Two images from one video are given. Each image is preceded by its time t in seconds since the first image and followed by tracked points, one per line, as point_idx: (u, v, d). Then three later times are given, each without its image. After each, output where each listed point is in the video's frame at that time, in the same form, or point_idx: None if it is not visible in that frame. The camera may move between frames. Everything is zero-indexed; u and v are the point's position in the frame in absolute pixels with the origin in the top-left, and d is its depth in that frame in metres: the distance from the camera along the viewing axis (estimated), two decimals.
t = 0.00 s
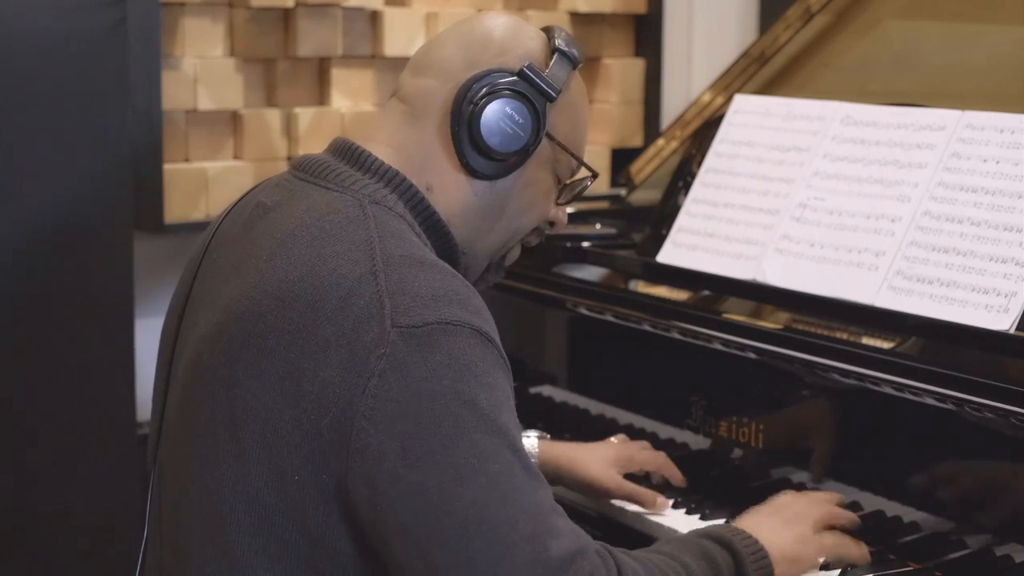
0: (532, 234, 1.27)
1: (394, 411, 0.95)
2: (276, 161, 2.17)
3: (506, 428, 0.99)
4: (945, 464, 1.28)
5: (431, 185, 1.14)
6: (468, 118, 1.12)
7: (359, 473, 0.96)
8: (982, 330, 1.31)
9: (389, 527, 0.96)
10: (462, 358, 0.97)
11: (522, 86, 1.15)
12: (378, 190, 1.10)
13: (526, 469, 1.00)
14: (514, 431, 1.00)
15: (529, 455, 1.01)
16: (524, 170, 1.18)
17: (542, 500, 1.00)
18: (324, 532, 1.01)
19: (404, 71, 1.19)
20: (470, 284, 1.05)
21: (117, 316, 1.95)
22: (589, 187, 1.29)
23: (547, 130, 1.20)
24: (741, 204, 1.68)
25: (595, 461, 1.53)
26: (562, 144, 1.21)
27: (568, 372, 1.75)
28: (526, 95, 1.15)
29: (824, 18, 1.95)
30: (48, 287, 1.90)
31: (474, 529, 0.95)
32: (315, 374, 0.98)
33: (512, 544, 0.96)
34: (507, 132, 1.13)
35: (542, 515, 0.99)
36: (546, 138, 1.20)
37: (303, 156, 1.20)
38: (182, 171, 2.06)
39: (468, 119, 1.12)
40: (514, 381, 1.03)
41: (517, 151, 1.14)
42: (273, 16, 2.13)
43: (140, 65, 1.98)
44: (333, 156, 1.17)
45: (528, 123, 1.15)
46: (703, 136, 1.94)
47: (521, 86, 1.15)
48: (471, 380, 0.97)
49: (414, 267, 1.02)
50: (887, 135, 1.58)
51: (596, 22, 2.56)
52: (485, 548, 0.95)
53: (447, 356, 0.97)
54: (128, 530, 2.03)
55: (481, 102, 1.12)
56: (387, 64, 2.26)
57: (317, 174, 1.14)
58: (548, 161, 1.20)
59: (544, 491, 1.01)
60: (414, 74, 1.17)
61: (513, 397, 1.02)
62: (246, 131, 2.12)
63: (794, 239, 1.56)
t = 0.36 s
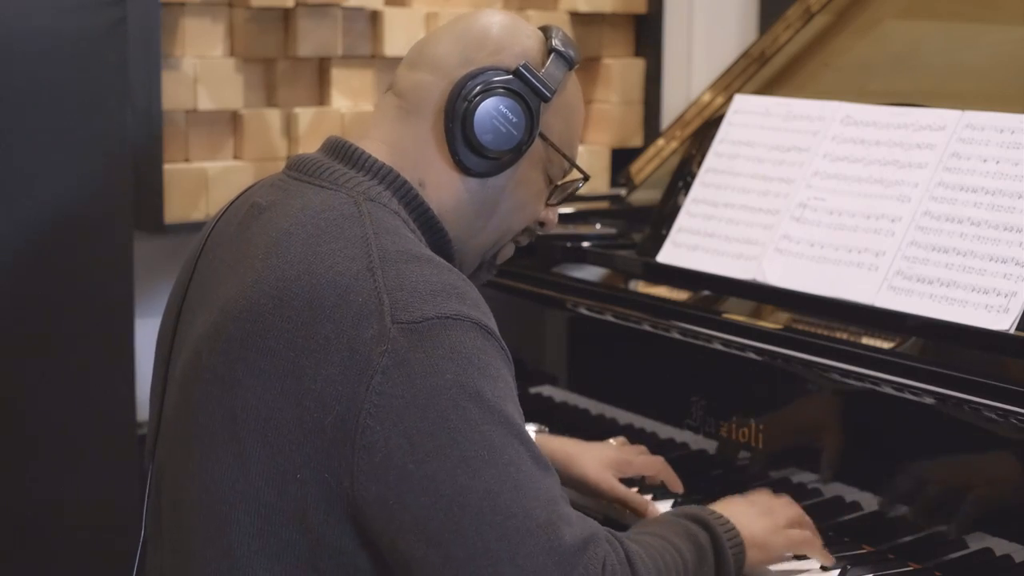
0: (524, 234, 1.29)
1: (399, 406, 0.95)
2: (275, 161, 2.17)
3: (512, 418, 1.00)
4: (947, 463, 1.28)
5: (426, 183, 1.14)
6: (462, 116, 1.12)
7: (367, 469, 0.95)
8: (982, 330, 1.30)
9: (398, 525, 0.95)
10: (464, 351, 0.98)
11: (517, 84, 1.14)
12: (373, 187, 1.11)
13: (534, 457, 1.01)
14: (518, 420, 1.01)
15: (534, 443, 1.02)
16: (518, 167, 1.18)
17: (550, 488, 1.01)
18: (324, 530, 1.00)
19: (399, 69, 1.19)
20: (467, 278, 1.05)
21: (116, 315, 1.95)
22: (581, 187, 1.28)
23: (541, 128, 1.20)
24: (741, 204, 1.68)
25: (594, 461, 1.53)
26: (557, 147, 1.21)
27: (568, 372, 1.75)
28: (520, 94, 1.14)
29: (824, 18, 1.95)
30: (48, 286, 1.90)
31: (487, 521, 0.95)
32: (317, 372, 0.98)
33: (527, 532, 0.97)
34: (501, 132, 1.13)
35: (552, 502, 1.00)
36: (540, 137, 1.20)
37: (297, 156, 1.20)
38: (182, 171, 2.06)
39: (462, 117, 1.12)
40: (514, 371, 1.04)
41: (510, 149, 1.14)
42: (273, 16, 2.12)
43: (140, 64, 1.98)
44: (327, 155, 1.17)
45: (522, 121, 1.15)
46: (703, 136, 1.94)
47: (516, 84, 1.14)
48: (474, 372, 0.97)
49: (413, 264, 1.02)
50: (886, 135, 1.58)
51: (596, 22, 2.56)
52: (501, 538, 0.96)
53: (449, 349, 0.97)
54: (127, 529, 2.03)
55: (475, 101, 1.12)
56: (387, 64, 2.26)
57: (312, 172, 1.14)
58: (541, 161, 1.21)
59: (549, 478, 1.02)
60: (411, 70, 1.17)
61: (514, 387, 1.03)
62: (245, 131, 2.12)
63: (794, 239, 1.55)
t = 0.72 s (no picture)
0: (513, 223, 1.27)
1: (404, 397, 0.95)
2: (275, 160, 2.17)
3: (516, 405, 1.00)
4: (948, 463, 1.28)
5: (417, 177, 1.15)
6: (447, 109, 1.12)
7: (374, 460, 0.96)
8: (982, 330, 1.30)
9: (407, 517, 0.95)
10: (466, 339, 0.98)
11: (501, 76, 1.14)
12: (368, 182, 1.11)
13: (538, 444, 1.01)
14: (521, 407, 1.01)
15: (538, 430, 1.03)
16: (504, 157, 1.18)
17: (553, 474, 1.02)
18: (326, 525, 1.01)
19: (385, 61, 1.19)
20: (465, 268, 1.06)
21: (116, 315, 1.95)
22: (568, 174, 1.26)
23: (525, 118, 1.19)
24: (741, 204, 1.68)
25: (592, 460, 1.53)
26: (545, 137, 1.21)
27: (567, 372, 1.75)
28: (504, 85, 1.14)
29: (824, 18, 1.94)
30: (48, 286, 1.90)
31: (498, 508, 0.96)
32: (319, 364, 0.98)
33: (538, 517, 0.98)
34: (485, 123, 1.13)
35: (557, 487, 1.01)
36: (527, 127, 1.19)
37: (290, 154, 1.20)
38: (182, 170, 2.06)
39: (447, 109, 1.13)
40: (515, 358, 1.05)
41: (496, 140, 1.14)
42: (273, 16, 2.12)
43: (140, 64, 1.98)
44: (320, 152, 1.17)
45: (507, 113, 1.14)
46: (703, 136, 1.94)
47: (500, 76, 1.14)
48: (478, 360, 0.98)
49: (410, 254, 1.03)
50: (887, 135, 1.57)
51: (596, 22, 2.55)
52: (511, 523, 0.96)
53: (452, 338, 0.97)
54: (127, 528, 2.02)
55: (459, 93, 1.12)
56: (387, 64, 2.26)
57: (306, 170, 1.14)
58: (529, 150, 1.20)
59: (552, 465, 1.03)
60: (395, 64, 1.17)
61: (514, 373, 1.04)
62: (246, 131, 2.12)
63: (794, 239, 1.55)
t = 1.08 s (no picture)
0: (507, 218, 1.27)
1: (392, 391, 0.96)
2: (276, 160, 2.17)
3: (501, 404, 1.01)
4: (947, 463, 1.28)
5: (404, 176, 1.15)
6: (431, 109, 1.13)
7: (359, 455, 0.97)
8: (982, 330, 1.30)
9: (392, 508, 0.97)
10: (454, 336, 0.99)
11: (483, 73, 1.14)
12: (357, 179, 1.12)
13: (520, 443, 1.03)
14: (504, 406, 1.02)
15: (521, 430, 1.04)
16: (490, 153, 1.18)
17: (532, 474, 1.03)
18: (317, 517, 1.02)
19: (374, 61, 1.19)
20: (454, 266, 1.07)
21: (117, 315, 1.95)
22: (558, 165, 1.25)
23: (511, 113, 1.18)
24: (741, 204, 1.68)
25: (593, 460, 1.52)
26: (531, 131, 1.20)
27: (568, 372, 1.75)
28: (487, 83, 1.14)
29: (825, 18, 1.94)
30: (47, 286, 1.90)
31: (479, 504, 0.98)
32: (308, 358, 0.99)
33: (516, 516, 0.99)
34: (470, 122, 1.13)
35: (536, 487, 1.02)
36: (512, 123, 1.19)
37: (280, 154, 1.21)
38: (182, 170, 2.06)
39: (431, 109, 1.13)
40: (501, 356, 1.06)
41: (482, 138, 1.14)
42: (273, 16, 2.12)
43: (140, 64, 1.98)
44: (310, 151, 1.18)
45: (491, 110, 1.14)
46: (703, 136, 1.94)
47: (482, 74, 1.14)
48: (465, 357, 0.99)
49: (399, 249, 1.04)
50: (887, 135, 1.58)
51: (596, 22, 2.55)
52: (491, 521, 0.98)
53: (440, 335, 0.98)
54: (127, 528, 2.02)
55: (442, 93, 1.13)
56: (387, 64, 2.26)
57: (295, 168, 1.15)
58: (515, 144, 1.20)
59: (533, 468, 1.04)
60: (379, 64, 1.18)
61: (501, 374, 1.04)
62: (246, 131, 2.12)
63: (794, 239, 1.56)
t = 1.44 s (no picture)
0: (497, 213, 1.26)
1: (372, 385, 0.97)
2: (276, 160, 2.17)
3: (483, 400, 1.02)
4: (946, 463, 1.28)
5: (392, 172, 1.15)
6: (418, 106, 1.13)
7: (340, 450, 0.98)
8: (982, 330, 1.30)
9: (370, 502, 0.98)
10: (436, 332, 1.00)
11: (468, 69, 1.14)
12: (343, 176, 1.12)
13: (501, 440, 1.04)
14: (487, 402, 1.04)
15: (503, 426, 1.05)
16: (479, 149, 1.18)
17: (512, 472, 1.04)
18: (306, 510, 1.04)
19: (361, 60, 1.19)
20: (439, 262, 1.07)
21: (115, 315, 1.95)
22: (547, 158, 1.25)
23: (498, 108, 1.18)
24: (741, 204, 1.68)
25: (588, 458, 1.52)
26: (518, 124, 1.20)
27: (568, 372, 1.74)
28: (472, 78, 1.14)
29: (824, 18, 1.95)
30: (48, 286, 1.90)
31: (456, 501, 0.99)
32: (292, 351, 1.00)
33: (495, 512, 1.01)
34: (457, 118, 1.13)
35: (514, 484, 1.03)
36: (500, 117, 1.19)
37: (269, 154, 1.21)
38: (182, 170, 2.05)
39: (417, 107, 1.13)
40: (486, 352, 1.06)
41: (469, 134, 1.14)
42: (273, 16, 2.12)
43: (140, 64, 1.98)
44: (299, 150, 1.18)
45: (478, 105, 1.14)
46: (703, 136, 1.94)
47: (467, 70, 1.14)
48: (446, 353, 1.00)
49: (383, 244, 1.04)
50: (887, 135, 1.57)
51: (596, 22, 2.55)
52: (468, 517, 0.99)
53: (422, 330, 0.99)
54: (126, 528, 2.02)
55: (428, 90, 1.13)
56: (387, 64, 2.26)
57: (284, 166, 1.15)
58: (503, 140, 1.20)
59: (513, 466, 1.05)
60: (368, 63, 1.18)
61: (485, 370, 1.05)
62: (246, 131, 2.12)
63: (794, 239, 1.55)
